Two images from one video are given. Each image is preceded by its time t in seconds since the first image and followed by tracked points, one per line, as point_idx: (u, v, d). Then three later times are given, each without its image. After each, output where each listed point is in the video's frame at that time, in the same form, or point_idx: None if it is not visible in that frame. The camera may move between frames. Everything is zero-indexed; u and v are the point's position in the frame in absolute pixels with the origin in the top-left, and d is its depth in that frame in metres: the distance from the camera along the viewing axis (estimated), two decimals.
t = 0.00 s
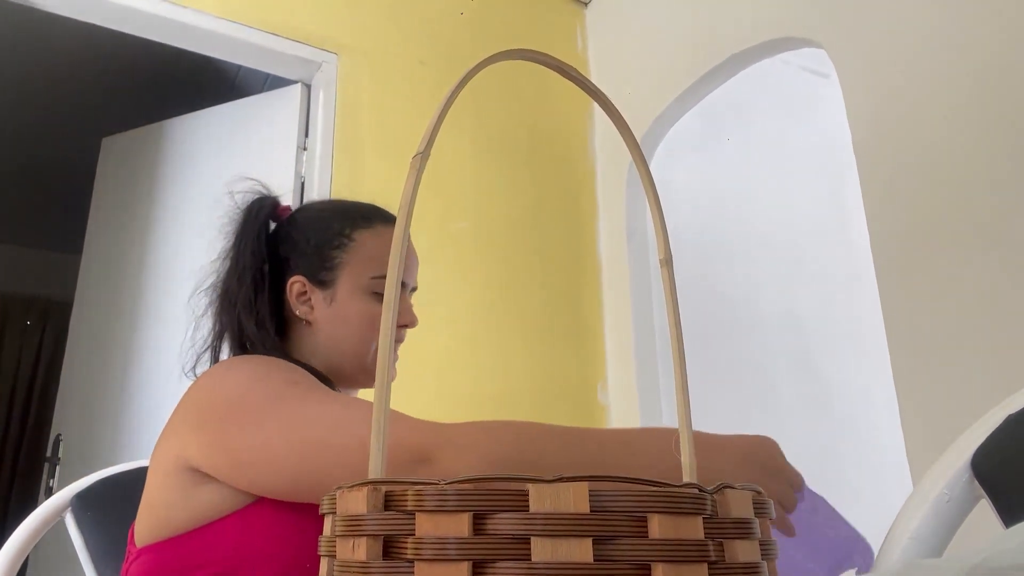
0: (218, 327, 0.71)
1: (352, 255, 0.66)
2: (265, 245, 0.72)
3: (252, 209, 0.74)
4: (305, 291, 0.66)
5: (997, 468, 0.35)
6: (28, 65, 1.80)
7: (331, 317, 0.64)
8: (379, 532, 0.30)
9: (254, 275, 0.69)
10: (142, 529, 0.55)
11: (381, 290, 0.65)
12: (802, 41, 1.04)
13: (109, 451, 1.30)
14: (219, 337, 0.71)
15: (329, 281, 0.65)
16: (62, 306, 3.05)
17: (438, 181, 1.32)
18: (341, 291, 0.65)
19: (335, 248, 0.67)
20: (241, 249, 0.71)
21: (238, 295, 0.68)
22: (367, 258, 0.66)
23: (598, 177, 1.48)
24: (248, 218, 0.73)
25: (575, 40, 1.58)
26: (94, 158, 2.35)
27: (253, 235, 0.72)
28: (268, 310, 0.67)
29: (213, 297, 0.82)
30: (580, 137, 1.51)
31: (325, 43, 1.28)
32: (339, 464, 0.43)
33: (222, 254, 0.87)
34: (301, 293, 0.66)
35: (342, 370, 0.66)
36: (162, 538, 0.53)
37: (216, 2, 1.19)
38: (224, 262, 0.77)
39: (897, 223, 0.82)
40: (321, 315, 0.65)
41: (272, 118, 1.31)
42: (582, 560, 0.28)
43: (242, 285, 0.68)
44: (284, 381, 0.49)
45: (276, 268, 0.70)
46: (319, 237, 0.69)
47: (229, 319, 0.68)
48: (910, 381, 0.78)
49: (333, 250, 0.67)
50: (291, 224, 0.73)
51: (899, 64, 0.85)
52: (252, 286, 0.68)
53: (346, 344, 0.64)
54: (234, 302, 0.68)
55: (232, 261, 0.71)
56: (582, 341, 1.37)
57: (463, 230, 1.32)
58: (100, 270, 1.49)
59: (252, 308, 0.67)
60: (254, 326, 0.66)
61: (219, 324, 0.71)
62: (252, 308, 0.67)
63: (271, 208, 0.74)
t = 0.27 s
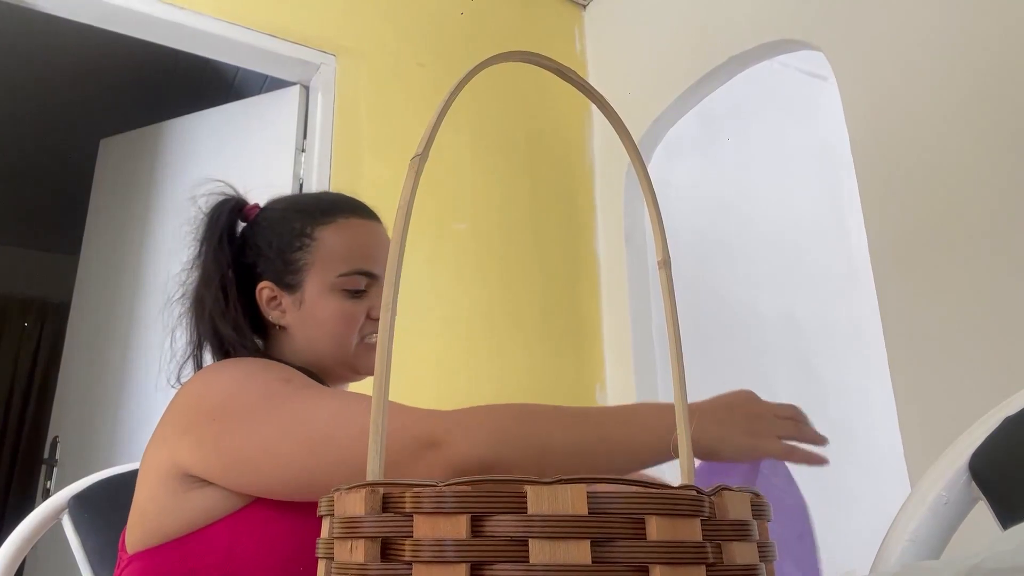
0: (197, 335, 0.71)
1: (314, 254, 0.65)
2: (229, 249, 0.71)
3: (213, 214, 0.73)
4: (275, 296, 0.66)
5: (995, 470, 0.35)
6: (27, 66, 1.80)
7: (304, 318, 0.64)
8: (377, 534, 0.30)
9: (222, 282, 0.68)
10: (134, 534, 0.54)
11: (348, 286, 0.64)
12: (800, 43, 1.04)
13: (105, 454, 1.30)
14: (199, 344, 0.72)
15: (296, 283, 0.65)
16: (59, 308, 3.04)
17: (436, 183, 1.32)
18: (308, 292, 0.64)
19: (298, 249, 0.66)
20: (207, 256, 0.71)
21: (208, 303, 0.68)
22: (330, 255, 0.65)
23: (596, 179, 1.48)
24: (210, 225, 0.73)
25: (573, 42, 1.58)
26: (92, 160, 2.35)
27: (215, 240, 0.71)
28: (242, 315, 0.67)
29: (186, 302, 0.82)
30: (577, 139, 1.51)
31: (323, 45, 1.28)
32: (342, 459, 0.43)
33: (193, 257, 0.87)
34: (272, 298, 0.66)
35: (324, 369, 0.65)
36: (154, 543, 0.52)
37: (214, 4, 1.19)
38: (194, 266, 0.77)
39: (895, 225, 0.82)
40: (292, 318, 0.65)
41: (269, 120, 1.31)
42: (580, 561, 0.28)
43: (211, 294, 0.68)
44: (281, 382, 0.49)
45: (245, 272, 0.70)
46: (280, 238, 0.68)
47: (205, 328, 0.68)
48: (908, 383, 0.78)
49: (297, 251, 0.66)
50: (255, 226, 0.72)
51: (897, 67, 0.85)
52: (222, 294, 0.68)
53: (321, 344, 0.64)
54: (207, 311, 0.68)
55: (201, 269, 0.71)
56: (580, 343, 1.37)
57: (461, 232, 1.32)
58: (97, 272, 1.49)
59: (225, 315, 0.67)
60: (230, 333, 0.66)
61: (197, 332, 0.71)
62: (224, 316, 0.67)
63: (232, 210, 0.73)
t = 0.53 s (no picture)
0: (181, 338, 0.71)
1: (297, 254, 0.65)
2: (210, 252, 0.71)
3: (195, 217, 0.73)
4: (260, 297, 0.66)
5: (993, 472, 0.35)
6: (25, 68, 1.80)
7: (288, 319, 0.64)
8: (375, 536, 0.30)
9: (204, 286, 0.69)
10: (122, 541, 0.53)
11: (332, 285, 0.64)
12: (798, 45, 1.04)
13: (102, 455, 1.30)
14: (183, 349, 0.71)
15: (280, 284, 0.65)
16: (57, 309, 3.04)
17: (434, 184, 1.32)
18: (293, 292, 0.64)
19: (281, 249, 0.66)
20: (189, 260, 0.71)
21: (191, 307, 0.68)
22: (313, 254, 0.65)
23: (594, 181, 1.49)
24: (192, 228, 0.73)
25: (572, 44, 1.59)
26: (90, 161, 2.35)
27: (197, 243, 0.71)
28: (228, 320, 0.67)
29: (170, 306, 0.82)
30: (575, 140, 1.51)
31: (322, 46, 1.28)
32: (337, 458, 0.43)
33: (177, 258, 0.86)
34: (257, 300, 0.66)
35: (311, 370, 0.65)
36: (142, 549, 0.52)
37: (213, 6, 1.19)
38: (177, 269, 0.77)
39: (893, 227, 0.82)
40: (278, 319, 0.65)
41: (267, 121, 1.31)
42: (578, 564, 0.28)
43: (195, 298, 0.68)
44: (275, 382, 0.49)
45: (229, 275, 0.70)
46: (262, 239, 0.68)
47: (190, 332, 0.68)
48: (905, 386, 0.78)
49: (280, 251, 0.66)
50: (237, 228, 0.72)
51: (895, 69, 0.85)
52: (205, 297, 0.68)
53: (307, 344, 0.63)
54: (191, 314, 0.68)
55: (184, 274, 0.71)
56: (578, 345, 1.37)
57: (459, 233, 1.32)
58: (94, 274, 1.48)
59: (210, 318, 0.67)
60: (215, 335, 0.66)
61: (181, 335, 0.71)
62: (208, 318, 0.67)
63: (214, 213, 0.73)
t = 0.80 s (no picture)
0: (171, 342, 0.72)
1: (287, 250, 0.65)
2: (199, 255, 0.71)
3: (184, 220, 0.73)
4: (250, 296, 0.66)
5: (990, 474, 0.35)
6: (24, 69, 1.79)
7: (279, 316, 0.64)
8: (373, 538, 0.30)
9: (189, 289, 0.69)
10: (111, 546, 0.54)
11: (322, 279, 0.63)
12: (796, 47, 1.05)
13: (100, 458, 1.29)
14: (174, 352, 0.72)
15: (270, 282, 0.65)
16: (55, 311, 3.03)
17: (433, 186, 1.32)
18: (282, 289, 0.64)
19: (270, 248, 0.66)
20: (177, 264, 0.72)
21: (177, 310, 0.69)
22: (302, 250, 0.64)
23: (592, 182, 1.49)
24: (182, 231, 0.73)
25: (570, 47, 1.59)
26: (88, 162, 2.35)
27: (185, 246, 0.71)
28: (211, 319, 0.68)
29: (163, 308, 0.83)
30: (574, 143, 1.51)
31: (321, 48, 1.28)
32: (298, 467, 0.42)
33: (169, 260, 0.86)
34: (248, 299, 0.66)
35: (304, 367, 0.64)
36: (129, 554, 0.52)
37: (212, 7, 1.19)
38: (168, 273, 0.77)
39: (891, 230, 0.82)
40: (269, 318, 0.65)
41: (265, 123, 1.30)
42: (576, 566, 0.28)
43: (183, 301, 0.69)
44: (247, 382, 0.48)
45: (218, 278, 0.70)
46: (252, 239, 0.68)
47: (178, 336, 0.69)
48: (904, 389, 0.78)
49: (269, 250, 0.66)
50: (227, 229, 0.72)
51: (894, 72, 0.85)
52: (189, 301, 0.69)
53: (298, 341, 0.63)
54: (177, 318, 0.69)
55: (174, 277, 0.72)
56: (576, 347, 1.37)
57: (457, 235, 1.32)
58: (92, 276, 1.48)
59: (196, 323, 0.67)
60: (200, 339, 0.66)
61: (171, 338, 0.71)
62: (195, 322, 0.67)
63: (204, 215, 0.73)
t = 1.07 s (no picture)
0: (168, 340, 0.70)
1: (295, 252, 0.65)
2: (200, 251, 0.70)
3: (185, 215, 0.72)
4: (254, 296, 0.65)
5: (989, 476, 0.35)
6: (21, 69, 1.79)
7: (284, 318, 0.64)
8: (371, 539, 0.30)
9: (190, 286, 0.68)
10: (106, 548, 0.55)
11: (329, 283, 0.64)
12: (794, 49, 1.05)
13: (97, 459, 1.29)
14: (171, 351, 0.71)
15: (276, 282, 0.65)
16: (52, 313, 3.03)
17: (431, 188, 1.32)
18: (288, 291, 0.64)
19: (276, 248, 0.66)
20: (178, 260, 0.71)
21: (176, 309, 0.68)
22: (310, 252, 0.64)
23: (591, 184, 1.49)
24: (182, 226, 0.72)
25: (569, 48, 1.59)
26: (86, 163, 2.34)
27: (186, 244, 0.70)
28: (211, 319, 0.68)
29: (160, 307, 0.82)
30: (573, 145, 1.51)
31: (319, 49, 1.28)
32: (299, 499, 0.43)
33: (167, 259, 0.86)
34: (251, 299, 0.66)
35: (305, 368, 0.65)
36: (124, 558, 0.53)
37: (211, 8, 1.19)
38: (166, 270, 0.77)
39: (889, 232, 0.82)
40: (273, 319, 0.65)
41: (264, 125, 1.30)
42: (575, 567, 0.28)
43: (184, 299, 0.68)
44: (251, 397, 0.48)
45: (220, 276, 0.70)
46: (258, 238, 0.68)
47: (177, 335, 0.68)
48: (903, 390, 0.78)
49: (275, 250, 0.66)
50: (230, 228, 0.71)
51: (892, 73, 0.86)
52: (190, 299, 0.68)
53: (302, 343, 0.64)
54: (177, 317, 0.68)
55: (173, 273, 0.71)
56: (574, 348, 1.36)
57: (456, 236, 1.32)
58: (90, 277, 1.48)
59: (196, 322, 0.67)
60: (200, 340, 0.66)
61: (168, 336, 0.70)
62: (196, 321, 0.67)
63: (206, 211, 0.72)
